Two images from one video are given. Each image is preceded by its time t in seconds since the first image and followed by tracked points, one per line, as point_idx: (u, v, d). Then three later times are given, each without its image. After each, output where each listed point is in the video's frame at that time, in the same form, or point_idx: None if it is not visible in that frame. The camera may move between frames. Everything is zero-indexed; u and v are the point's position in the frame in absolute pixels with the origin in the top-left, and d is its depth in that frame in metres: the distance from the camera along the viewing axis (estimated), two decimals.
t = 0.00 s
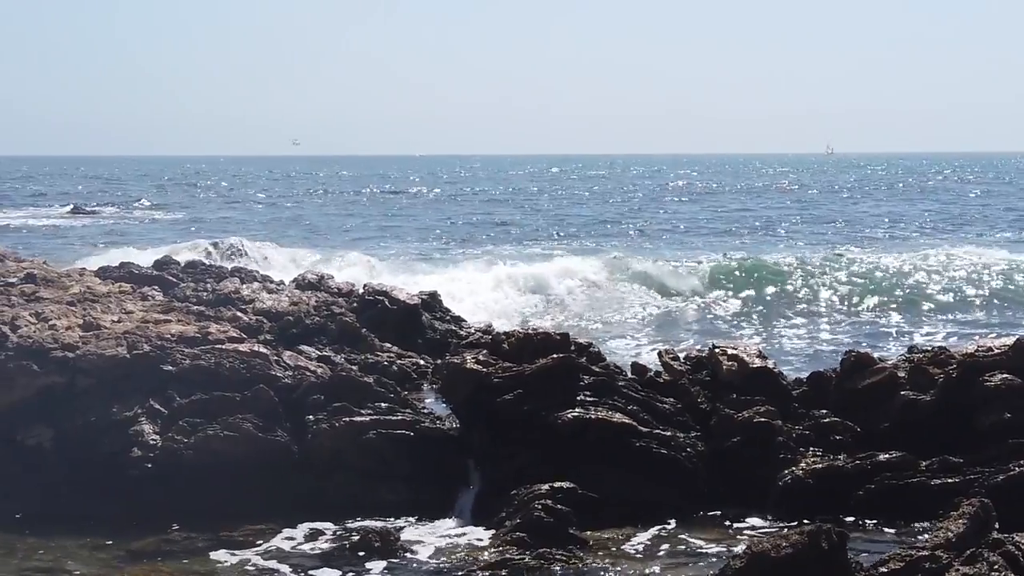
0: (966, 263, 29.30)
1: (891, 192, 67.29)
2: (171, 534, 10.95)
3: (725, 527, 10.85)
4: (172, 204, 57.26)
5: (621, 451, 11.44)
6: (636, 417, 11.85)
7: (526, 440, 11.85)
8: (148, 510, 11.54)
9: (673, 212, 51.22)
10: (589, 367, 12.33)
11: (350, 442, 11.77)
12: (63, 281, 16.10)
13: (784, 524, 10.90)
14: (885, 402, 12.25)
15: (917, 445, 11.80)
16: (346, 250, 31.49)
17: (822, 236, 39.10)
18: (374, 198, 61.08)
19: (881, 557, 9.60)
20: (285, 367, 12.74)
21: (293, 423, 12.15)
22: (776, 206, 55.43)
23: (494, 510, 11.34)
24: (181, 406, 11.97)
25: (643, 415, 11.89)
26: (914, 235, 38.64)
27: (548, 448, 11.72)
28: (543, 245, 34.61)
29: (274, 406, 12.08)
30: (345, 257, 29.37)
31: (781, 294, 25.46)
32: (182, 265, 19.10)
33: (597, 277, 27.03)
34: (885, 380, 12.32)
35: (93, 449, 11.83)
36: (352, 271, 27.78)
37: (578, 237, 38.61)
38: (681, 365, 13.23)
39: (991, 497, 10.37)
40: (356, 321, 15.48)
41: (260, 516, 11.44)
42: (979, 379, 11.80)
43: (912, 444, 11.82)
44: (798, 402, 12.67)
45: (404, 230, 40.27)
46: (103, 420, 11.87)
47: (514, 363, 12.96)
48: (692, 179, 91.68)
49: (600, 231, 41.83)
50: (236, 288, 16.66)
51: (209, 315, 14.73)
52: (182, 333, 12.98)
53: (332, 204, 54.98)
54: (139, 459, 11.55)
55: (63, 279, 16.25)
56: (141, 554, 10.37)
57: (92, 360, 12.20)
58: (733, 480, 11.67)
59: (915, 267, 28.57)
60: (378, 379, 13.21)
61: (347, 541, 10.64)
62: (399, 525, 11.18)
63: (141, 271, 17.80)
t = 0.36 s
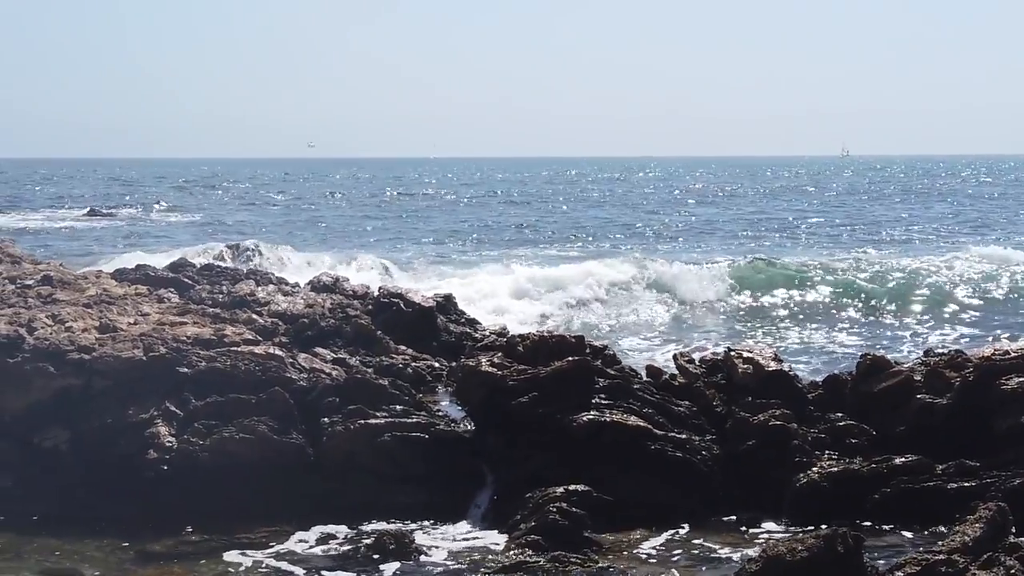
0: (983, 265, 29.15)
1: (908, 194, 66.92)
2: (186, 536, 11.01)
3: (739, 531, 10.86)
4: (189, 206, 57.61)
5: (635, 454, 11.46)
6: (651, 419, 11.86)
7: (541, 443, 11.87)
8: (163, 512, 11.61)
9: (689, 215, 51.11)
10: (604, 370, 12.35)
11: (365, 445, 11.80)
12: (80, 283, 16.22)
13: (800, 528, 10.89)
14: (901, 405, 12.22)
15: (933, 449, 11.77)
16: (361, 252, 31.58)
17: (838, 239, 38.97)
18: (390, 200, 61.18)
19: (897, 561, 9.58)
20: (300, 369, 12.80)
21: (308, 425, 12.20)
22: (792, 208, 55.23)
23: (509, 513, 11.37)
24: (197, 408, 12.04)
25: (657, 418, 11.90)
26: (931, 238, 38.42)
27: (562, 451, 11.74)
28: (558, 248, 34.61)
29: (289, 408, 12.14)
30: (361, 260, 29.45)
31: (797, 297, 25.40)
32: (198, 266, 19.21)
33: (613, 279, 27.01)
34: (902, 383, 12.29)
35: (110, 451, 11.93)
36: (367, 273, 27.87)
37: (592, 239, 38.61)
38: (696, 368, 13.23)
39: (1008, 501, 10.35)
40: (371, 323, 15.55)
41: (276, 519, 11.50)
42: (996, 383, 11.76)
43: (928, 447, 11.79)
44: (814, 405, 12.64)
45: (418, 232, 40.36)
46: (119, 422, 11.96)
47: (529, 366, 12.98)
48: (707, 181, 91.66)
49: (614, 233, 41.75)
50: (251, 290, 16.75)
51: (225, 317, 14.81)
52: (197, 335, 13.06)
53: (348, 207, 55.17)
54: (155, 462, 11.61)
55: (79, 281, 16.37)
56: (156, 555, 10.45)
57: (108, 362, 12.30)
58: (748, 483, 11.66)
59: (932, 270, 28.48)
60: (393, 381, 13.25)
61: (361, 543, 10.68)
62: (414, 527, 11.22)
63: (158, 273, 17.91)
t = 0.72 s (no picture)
0: (994, 269, 29.05)
1: (919, 198, 66.65)
2: (194, 540, 11.05)
3: (748, 535, 10.84)
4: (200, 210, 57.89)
5: (644, 458, 11.45)
6: (659, 423, 11.85)
7: (549, 446, 11.87)
8: (172, 515, 11.63)
9: (698, 218, 51.04)
10: (613, 373, 12.34)
11: (374, 448, 11.80)
12: (89, 286, 16.30)
13: (808, 532, 10.87)
14: (911, 409, 12.19)
15: (943, 453, 11.74)
16: (370, 255, 31.64)
17: (848, 242, 38.87)
18: (399, 204, 61.25)
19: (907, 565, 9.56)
20: (309, 372, 12.83)
21: (316, 429, 12.22)
22: (802, 211, 55.11)
23: (517, 516, 11.37)
24: (205, 411, 12.07)
25: (666, 422, 11.89)
26: (942, 241, 38.29)
27: (571, 454, 11.73)
28: (567, 251, 34.62)
29: (297, 411, 12.16)
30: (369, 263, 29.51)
31: (806, 300, 25.35)
32: (207, 270, 19.28)
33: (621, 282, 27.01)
34: (911, 387, 12.26)
35: (119, 454, 11.99)
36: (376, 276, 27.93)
37: (601, 243, 38.58)
38: (705, 371, 13.21)
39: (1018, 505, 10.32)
40: (379, 326, 15.58)
41: (284, 523, 11.52)
42: (1006, 387, 11.72)
43: (937, 451, 11.76)
44: (823, 409, 12.62)
45: (427, 235, 40.40)
46: (128, 426, 12.00)
47: (537, 370, 12.97)
48: (719, 184, 91.52)
49: (623, 236, 41.72)
50: (260, 293, 16.81)
51: (233, 320, 14.86)
52: (206, 338, 13.11)
53: (357, 210, 55.27)
54: (164, 465, 11.62)
55: (89, 284, 16.45)
56: (166, 558, 10.49)
57: (117, 365, 12.34)
58: (756, 487, 11.64)
59: (943, 273, 28.38)
60: (402, 384, 13.26)
61: (368, 547, 10.69)
62: (423, 530, 11.23)
63: (166, 276, 17.99)
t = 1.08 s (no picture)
0: (1003, 273, 28.99)
1: (926, 203, 66.53)
2: (200, 545, 11.08)
3: (754, 541, 10.83)
4: (207, 215, 58.02)
5: (651, 463, 11.44)
6: (666, 428, 11.85)
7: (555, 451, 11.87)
8: (179, 519, 11.67)
9: (705, 223, 51.04)
10: (620, 379, 12.35)
11: (380, 454, 11.81)
12: (96, 291, 16.36)
13: (815, 537, 10.86)
14: (917, 414, 12.18)
15: (950, 459, 11.73)
16: (376, 261, 31.70)
17: (856, 247, 38.83)
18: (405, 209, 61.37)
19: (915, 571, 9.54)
20: (316, 377, 12.85)
21: (323, 434, 12.23)
22: (809, 217, 55.07)
23: (523, 522, 11.37)
24: (212, 416, 12.08)
25: (672, 427, 11.89)
26: (949, 246, 38.21)
27: (578, 460, 11.72)
28: (574, 256, 34.67)
29: (304, 416, 12.17)
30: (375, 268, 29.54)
31: (813, 306, 25.32)
32: (213, 274, 19.32)
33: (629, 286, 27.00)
34: (918, 392, 12.25)
35: (126, 458, 12.02)
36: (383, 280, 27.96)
37: (607, 248, 38.58)
38: (711, 376, 13.21)
39: None
40: (385, 331, 15.60)
41: (291, 529, 11.54)
42: (1014, 392, 11.71)
43: (944, 457, 11.75)
44: (830, 415, 12.60)
45: (433, 240, 40.44)
46: (135, 430, 12.04)
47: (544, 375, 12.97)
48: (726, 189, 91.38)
49: (630, 242, 41.72)
50: (267, 298, 16.86)
51: (240, 325, 14.90)
52: (213, 343, 13.14)
53: (363, 215, 55.38)
54: (171, 469, 11.63)
55: (96, 289, 16.51)
56: (173, 563, 10.51)
57: (124, 370, 12.38)
58: (762, 493, 11.63)
59: (950, 278, 28.31)
60: (409, 389, 13.26)
61: (375, 552, 10.71)
62: (428, 536, 11.24)
63: (173, 281, 18.05)
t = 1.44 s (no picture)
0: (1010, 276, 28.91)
1: (933, 206, 66.40)
2: (206, 547, 11.10)
3: (759, 544, 10.84)
4: (212, 217, 58.04)
5: (656, 466, 11.45)
6: (671, 431, 11.85)
7: (561, 454, 11.88)
8: (185, 522, 11.70)
9: (711, 226, 50.95)
10: (626, 382, 12.37)
11: (386, 457, 11.83)
12: (101, 294, 16.39)
13: (821, 540, 10.85)
14: (923, 417, 12.17)
15: (955, 461, 11.72)
16: (381, 264, 31.71)
17: (863, 249, 38.74)
18: (410, 212, 61.31)
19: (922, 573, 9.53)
20: (321, 380, 12.87)
21: (328, 437, 12.26)
22: (815, 219, 54.94)
23: (529, 524, 11.38)
24: (218, 418, 12.12)
25: (678, 430, 11.89)
26: (956, 249, 38.08)
27: (583, 463, 11.74)
28: (579, 259, 34.63)
29: (310, 419, 12.19)
30: (380, 271, 29.56)
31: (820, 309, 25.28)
32: (218, 277, 19.33)
33: (635, 289, 26.98)
34: (924, 395, 12.24)
35: (131, 461, 12.04)
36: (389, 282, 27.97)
37: (613, 250, 38.52)
38: (717, 379, 13.21)
39: None
40: (390, 334, 15.62)
41: (297, 532, 11.56)
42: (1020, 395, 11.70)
43: (950, 460, 11.74)
44: (836, 418, 12.59)
45: (438, 243, 40.41)
46: (141, 433, 12.07)
47: (549, 378, 12.98)
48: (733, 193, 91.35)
49: (636, 244, 41.67)
50: (271, 301, 16.87)
51: (245, 328, 14.93)
52: (218, 346, 13.17)
53: (369, 218, 55.40)
54: (176, 472, 11.66)
55: (101, 292, 16.54)
56: (179, 565, 10.55)
57: (129, 373, 12.41)
58: (768, 495, 11.64)
59: (958, 281, 28.24)
60: (414, 392, 13.26)
61: (380, 555, 10.75)
62: (434, 539, 11.26)
63: (178, 284, 18.07)
